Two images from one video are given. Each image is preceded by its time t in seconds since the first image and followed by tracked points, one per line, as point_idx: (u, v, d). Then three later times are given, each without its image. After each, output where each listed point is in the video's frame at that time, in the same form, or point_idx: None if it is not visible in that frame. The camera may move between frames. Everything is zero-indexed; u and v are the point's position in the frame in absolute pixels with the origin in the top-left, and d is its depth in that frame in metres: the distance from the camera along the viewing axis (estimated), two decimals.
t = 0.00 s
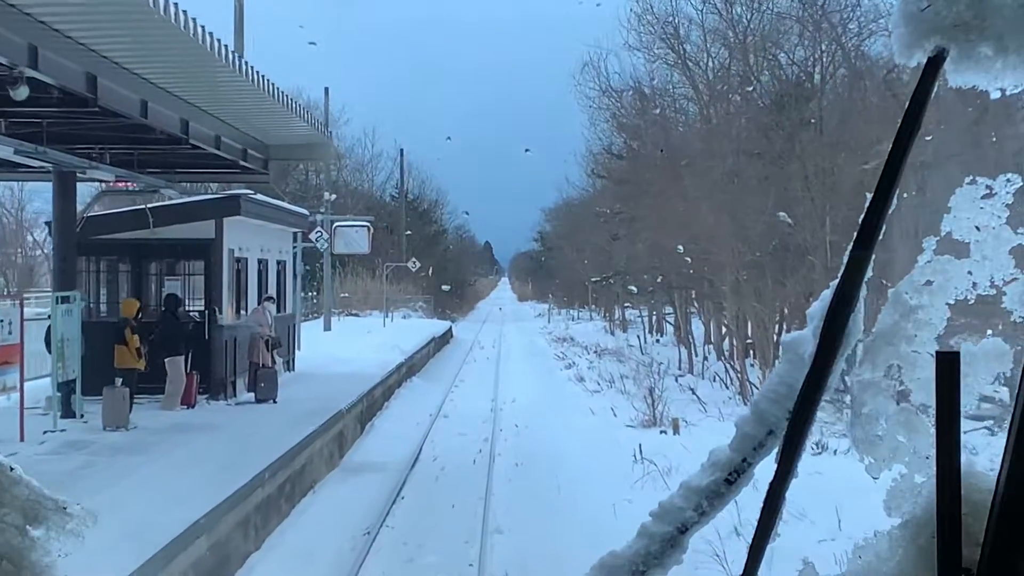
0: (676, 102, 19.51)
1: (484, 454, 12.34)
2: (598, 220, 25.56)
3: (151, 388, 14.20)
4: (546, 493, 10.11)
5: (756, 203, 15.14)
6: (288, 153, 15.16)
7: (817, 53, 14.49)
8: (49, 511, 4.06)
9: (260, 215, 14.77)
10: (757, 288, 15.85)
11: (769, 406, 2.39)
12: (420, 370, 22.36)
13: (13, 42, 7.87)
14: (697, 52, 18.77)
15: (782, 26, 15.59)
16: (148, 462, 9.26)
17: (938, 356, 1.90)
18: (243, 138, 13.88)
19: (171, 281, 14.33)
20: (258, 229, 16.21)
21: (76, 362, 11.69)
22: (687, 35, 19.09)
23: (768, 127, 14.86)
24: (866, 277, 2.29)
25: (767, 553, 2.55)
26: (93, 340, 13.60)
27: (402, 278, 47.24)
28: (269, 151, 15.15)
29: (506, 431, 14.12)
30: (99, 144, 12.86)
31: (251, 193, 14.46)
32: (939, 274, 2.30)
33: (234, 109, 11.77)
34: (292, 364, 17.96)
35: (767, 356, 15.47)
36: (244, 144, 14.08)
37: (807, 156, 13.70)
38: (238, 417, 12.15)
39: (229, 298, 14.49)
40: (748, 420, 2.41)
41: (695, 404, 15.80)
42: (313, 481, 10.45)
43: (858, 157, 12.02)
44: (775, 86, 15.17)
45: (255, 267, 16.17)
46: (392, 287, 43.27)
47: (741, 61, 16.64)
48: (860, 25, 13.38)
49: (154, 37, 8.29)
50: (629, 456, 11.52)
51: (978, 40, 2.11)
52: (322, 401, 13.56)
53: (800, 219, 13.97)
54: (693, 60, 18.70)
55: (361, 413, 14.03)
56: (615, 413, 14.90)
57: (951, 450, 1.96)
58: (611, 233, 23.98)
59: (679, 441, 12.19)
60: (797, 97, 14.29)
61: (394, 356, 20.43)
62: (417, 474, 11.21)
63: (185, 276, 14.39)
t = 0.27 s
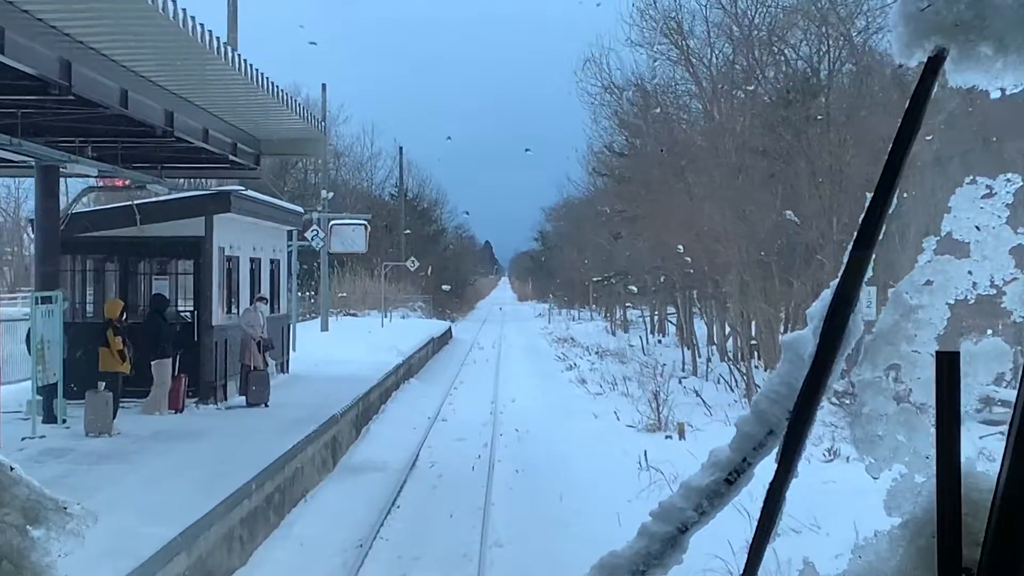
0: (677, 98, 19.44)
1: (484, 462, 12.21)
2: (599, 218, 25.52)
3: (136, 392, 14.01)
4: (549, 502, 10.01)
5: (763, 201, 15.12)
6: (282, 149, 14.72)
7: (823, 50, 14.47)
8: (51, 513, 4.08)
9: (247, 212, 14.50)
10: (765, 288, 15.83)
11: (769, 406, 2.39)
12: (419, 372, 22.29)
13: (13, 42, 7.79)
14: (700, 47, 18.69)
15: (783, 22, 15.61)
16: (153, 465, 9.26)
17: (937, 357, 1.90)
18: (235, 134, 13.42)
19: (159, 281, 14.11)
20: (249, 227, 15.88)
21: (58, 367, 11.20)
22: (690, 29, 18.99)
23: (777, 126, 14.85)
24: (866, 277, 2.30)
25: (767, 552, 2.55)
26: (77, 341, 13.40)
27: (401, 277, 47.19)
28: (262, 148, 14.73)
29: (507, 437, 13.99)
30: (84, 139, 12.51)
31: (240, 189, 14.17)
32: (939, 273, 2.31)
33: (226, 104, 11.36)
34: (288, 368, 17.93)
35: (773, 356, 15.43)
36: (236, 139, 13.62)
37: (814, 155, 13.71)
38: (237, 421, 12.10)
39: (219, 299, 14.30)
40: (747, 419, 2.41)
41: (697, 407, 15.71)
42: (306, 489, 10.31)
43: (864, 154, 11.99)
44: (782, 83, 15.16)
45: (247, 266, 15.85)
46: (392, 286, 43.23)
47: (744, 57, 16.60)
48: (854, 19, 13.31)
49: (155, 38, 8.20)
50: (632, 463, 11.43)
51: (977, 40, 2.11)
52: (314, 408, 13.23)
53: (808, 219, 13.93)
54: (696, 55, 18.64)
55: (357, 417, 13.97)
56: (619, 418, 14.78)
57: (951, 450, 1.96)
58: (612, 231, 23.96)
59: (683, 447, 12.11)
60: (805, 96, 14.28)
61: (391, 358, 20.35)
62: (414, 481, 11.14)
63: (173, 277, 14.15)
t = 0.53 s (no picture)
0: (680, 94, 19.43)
1: (482, 470, 11.99)
2: (600, 217, 25.54)
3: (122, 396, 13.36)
4: (551, 507, 9.96)
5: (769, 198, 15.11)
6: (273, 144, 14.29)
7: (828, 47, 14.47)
8: (50, 513, 4.11)
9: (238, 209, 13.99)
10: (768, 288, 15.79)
11: (769, 406, 2.39)
12: (417, 375, 22.21)
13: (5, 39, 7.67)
14: (704, 43, 18.70)
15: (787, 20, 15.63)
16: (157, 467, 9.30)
17: (937, 357, 1.90)
18: (222, 125, 12.96)
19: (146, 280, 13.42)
20: (242, 225, 15.45)
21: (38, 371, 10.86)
22: (694, 25, 19.00)
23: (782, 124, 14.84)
24: (866, 277, 2.30)
25: (767, 552, 2.55)
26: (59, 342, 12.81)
27: (401, 278, 47.19)
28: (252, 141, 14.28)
29: (507, 442, 13.86)
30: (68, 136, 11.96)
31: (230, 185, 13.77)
32: (939, 273, 2.31)
33: (215, 97, 10.98)
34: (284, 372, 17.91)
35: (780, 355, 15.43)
36: (224, 132, 13.17)
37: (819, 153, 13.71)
38: (236, 424, 12.08)
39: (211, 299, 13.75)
40: (748, 420, 2.41)
41: (698, 410, 15.62)
42: (296, 498, 10.11)
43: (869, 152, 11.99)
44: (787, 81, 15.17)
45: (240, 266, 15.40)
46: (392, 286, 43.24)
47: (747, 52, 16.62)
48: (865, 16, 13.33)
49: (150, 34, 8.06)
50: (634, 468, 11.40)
51: (978, 40, 2.11)
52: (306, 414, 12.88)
53: (815, 216, 13.88)
54: (700, 51, 18.65)
55: (354, 420, 13.94)
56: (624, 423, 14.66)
57: (952, 451, 1.96)
58: (614, 231, 23.97)
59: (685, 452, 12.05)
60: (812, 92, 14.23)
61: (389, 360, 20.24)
62: (411, 488, 11.07)
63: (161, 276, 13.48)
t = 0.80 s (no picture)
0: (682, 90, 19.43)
1: (480, 474, 11.61)
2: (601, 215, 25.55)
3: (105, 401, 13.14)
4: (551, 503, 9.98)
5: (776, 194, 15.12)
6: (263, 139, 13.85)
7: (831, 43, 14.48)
8: (51, 513, 4.13)
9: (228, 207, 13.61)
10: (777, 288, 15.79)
11: (769, 406, 2.39)
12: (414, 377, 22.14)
13: None
14: (706, 39, 18.70)
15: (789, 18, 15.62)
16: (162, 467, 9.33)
17: (938, 355, 1.90)
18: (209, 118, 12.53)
19: (132, 281, 13.26)
20: (233, 225, 15.24)
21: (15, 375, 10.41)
22: (696, 21, 19.00)
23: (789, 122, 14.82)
24: (866, 277, 2.30)
25: (767, 552, 2.55)
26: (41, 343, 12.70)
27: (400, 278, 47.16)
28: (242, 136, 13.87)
29: (507, 444, 13.67)
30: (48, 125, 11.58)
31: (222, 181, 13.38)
32: (940, 273, 2.31)
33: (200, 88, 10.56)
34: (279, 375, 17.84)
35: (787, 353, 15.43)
36: (211, 126, 12.74)
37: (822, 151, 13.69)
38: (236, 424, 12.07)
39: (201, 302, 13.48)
40: (748, 419, 2.41)
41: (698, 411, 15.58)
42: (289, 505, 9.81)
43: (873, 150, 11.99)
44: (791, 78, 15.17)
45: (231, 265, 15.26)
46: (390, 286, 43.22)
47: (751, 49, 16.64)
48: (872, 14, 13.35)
49: (142, 26, 7.95)
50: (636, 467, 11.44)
51: (977, 40, 2.11)
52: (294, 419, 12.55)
53: (822, 213, 13.82)
54: (702, 46, 18.66)
55: (350, 422, 13.90)
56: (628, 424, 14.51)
57: (952, 451, 1.96)
58: (614, 230, 23.99)
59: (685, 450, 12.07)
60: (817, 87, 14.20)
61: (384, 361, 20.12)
62: (410, 486, 11.02)
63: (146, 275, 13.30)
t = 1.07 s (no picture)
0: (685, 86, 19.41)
1: (479, 484, 11.20)
2: (601, 213, 25.56)
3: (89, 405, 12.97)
4: (551, 508, 9.94)
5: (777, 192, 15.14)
6: (253, 134, 13.24)
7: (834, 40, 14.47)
8: (49, 511, 4.11)
9: (217, 206, 13.53)
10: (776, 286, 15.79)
11: (770, 406, 2.39)
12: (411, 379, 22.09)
13: None
14: (709, 35, 18.67)
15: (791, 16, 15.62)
16: (163, 471, 9.35)
17: (939, 355, 1.91)
18: (196, 113, 11.99)
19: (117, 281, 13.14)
20: (223, 223, 15.14)
21: None
22: (698, 15, 18.99)
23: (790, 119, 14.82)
24: (866, 277, 2.30)
25: (767, 552, 2.55)
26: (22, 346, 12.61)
27: (398, 278, 47.13)
28: (231, 132, 13.25)
29: (506, 450, 13.38)
30: (27, 120, 11.20)
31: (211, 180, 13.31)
32: (939, 273, 2.30)
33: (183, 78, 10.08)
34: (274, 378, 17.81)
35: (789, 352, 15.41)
36: (199, 121, 12.22)
37: (826, 147, 13.65)
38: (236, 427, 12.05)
39: (188, 303, 13.44)
40: (748, 419, 2.41)
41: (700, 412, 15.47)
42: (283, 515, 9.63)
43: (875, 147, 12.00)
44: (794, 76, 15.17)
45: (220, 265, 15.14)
46: (389, 286, 43.21)
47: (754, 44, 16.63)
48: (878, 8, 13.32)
49: (133, 20, 7.82)
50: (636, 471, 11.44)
51: (977, 40, 2.11)
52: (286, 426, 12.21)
53: (830, 211, 13.79)
54: (704, 41, 18.65)
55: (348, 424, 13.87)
56: (631, 428, 14.32)
57: (952, 453, 1.96)
58: (615, 229, 24.00)
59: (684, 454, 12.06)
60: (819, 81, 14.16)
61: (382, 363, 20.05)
62: (408, 490, 10.97)
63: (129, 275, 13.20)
